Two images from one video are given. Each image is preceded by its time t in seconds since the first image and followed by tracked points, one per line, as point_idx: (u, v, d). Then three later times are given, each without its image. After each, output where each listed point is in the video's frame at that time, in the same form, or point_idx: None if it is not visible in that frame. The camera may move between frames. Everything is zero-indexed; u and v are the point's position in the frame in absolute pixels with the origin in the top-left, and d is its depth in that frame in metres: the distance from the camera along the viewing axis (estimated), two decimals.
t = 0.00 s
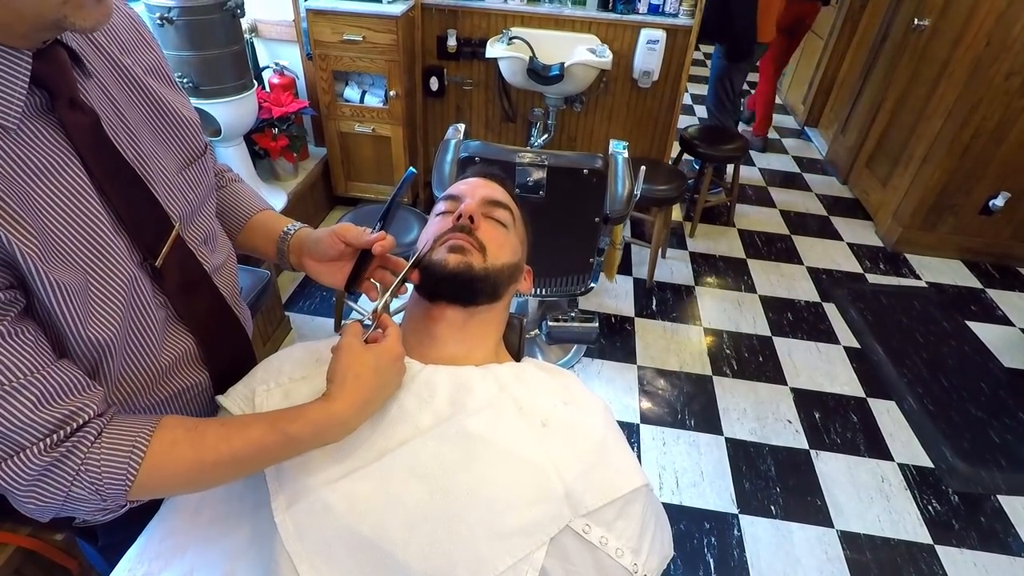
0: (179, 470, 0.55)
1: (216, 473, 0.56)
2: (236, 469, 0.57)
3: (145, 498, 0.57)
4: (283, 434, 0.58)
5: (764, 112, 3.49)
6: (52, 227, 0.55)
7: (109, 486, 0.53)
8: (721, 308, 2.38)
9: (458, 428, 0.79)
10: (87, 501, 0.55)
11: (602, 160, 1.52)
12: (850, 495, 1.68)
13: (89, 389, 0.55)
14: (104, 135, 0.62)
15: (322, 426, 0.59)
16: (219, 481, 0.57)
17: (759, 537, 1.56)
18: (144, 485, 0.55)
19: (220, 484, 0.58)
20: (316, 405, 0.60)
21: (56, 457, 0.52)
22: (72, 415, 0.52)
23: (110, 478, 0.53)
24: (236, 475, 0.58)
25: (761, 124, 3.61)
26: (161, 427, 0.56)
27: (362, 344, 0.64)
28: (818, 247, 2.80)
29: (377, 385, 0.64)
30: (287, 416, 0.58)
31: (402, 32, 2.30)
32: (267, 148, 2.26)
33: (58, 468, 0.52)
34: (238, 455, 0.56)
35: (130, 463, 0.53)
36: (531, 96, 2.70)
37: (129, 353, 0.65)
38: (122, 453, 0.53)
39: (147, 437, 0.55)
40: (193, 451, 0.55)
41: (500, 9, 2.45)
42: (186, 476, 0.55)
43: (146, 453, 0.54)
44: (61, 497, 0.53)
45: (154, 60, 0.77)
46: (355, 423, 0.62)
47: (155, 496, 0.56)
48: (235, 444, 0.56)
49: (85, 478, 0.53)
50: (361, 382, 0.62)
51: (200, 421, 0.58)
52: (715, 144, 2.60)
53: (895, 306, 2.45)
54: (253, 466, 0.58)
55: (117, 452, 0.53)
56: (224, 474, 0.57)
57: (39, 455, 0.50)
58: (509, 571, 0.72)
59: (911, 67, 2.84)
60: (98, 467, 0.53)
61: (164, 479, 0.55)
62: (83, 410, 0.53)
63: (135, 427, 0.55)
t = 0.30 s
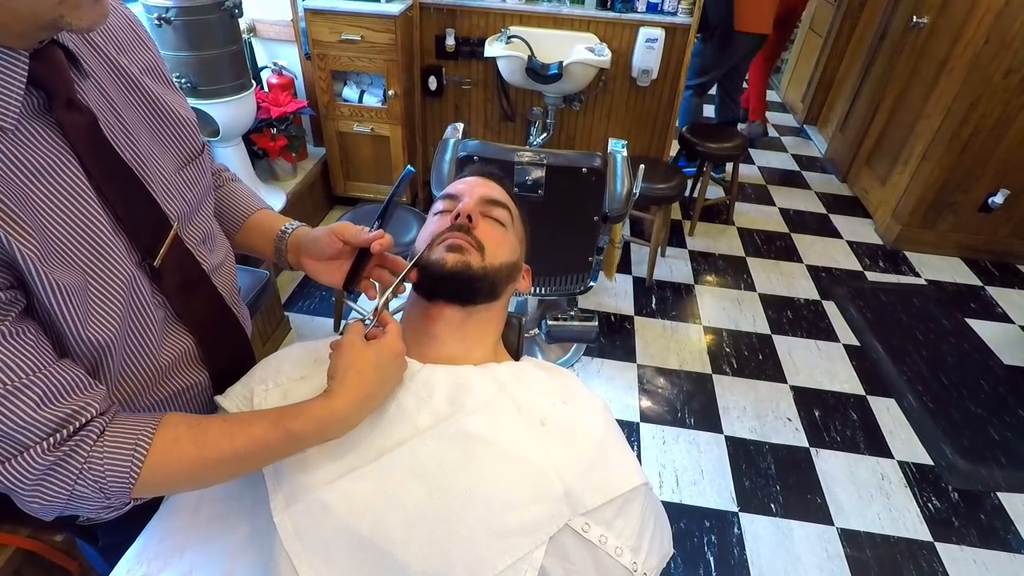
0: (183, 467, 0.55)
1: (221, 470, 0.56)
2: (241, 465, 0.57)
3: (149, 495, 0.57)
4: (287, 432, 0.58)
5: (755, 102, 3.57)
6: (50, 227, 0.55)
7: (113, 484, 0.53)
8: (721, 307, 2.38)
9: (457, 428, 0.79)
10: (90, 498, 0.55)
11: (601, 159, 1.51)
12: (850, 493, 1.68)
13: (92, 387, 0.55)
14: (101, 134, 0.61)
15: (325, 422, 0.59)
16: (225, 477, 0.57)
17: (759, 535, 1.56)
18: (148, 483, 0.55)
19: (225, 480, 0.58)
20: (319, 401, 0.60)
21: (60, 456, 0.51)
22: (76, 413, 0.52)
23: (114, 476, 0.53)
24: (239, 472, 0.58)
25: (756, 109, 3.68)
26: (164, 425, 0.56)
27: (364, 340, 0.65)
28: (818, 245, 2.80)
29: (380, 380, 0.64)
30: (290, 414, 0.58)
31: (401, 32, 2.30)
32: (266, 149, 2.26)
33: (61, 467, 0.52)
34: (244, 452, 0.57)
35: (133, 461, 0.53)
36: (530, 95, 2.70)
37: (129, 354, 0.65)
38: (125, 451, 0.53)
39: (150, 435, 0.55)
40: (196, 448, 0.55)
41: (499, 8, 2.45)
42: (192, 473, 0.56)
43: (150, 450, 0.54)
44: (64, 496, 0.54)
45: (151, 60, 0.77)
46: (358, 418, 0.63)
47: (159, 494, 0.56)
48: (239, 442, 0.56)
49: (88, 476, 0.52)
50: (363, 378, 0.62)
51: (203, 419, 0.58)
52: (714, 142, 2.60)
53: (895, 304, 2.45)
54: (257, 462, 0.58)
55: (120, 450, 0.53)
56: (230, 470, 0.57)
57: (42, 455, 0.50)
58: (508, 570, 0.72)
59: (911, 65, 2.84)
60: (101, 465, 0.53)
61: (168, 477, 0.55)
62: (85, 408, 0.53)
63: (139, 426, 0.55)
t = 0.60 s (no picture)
0: (89, 498, 0.52)
1: (127, 503, 0.53)
2: (145, 500, 0.54)
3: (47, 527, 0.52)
4: (197, 468, 0.56)
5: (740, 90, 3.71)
6: (50, 229, 0.54)
7: (12, 515, 0.48)
8: (720, 306, 2.38)
9: (457, 426, 0.79)
10: None
11: (601, 158, 1.51)
12: (849, 493, 1.69)
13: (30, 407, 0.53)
14: (104, 135, 0.61)
15: (239, 460, 0.58)
16: (128, 511, 0.54)
17: (758, 534, 1.56)
18: (48, 516, 0.50)
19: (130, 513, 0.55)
20: (239, 435, 0.59)
21: None
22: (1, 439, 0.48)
23: (14, 508, 0.48)
24: (140, 507, 0.54)
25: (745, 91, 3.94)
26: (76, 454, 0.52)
27: (289, 377, 0.64)
28: (817, 245, 2.80)
29: (302, 420, 0.63)
30: (206, 450, 0.57)
31: (400, 30, 2.29)
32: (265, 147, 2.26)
33: None
34: (149, 487, 0.54)
35: (38, 490, 0.49)
36: (530, 94, 2.70)
37: (127, 356, 0.64)
38: (30, 479, 0.49)
39: (61, 463, 0.51)
40: (101, 479, 0.52)
41: (499, 7, 2.45)
42: (94, 504, 0.52)
43: (58, 479, 0.50)
44: None
45: (154, 59, 0.76)
46: (279, 454, 0.62)
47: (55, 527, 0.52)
48: (147, 477, 0.54)
49: None
50: (284, 416, 0.61)
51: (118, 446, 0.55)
52: (714, 142, 2.60)
53: (894, 303, 2.45)
54: (160, 499, 0.55)
55: (25, 475, 0.49)
56: (132, 505, 0.54)
57: None
58: (508, 568, 0.72)
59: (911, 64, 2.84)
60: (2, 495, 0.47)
61: (69, 509, 0.51)
62: (12, 430, 0.50)
63: (52, 449, 0.51)
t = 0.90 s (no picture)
0: (91, 477, 0.55)
1: (124, 478, 0.57)
2: (147, 472, 0.58)
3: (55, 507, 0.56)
4: (193, 437, 0.59)
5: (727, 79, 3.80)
6: (46, 231, 0.55)
7: (19, 496, 0.52)
8: (720, 306, 2.39)
9: (458, 424, 0.79)
10: None
11: (602, 158, 1.52)
12: (848, 493, 1.69)
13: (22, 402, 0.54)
14: (105, 137, 0.61)
15: (226, 432, 0.60)
16: (132, 484, 0.58)
17: (757, 534, 1.56)
18: (54, 495, 0.54)
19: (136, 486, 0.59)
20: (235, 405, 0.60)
21: None
22: None
23: (20, 489, 0.51)
24: (142, 480, 0.58)
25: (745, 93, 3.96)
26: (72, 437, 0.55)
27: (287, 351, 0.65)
28: (817, 245, 2.80)
29: (299, 391, 0.64)
30: (200, 419, 0.59)
31: (402, 30, 2.29)
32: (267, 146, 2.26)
33: None
34: (146, 460, 0.57)
35: (41, 474, 0.52)
36: (531, 94, 2.70)
37: (127, 357, 0.65)
38: (31, 464, 0.52)
39: (60, 448, 0.54)
40: (98, 457, 0.55)
41: (500, 7, 2.45)
42: (96, 483, 0.56)
43: (59, 461, 0.53)
44: None
45: (161, 60, 0.77)
46: (274, 424, 0.63)
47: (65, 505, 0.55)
48: (142, 452, 0.57)
49: None
50: (276, 388, 0.62)
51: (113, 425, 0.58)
52: (714, 142, 2.61)
53: (893, 304, 2.45)
54: (155, 472, 0.59)
55: (26, 460, 0.52)
56: (130, 479, 0.57)
57: None
58: (509, 566, 0.73)
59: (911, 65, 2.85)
60: (8, 479, 0.51)
61: (74, 489, 0.55)
62: (11, 420, 0.52)
63: (48, 436, 0.54)
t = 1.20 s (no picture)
0: (127, 429, 0.59)
1: (160, 426, 0.61)
2: (179, 419, 0.62)
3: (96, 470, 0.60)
4: (215, 373, 0.62)
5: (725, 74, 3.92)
6: (57, 222, 0.55)
7: (63, 462, 0.55)
8: (720, 308, 2.39)
9: (460, 422, 0.79)
10: (40, 479, 0.56)
11: (603, 158, 1.52)
12: (848, 495, 1.69)
13: (38, 390, 0.55)
14: (115, 128, 0.62)
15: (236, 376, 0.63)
16: (167, 432, 0.62)
17: (757, 535, 1.56)
18: (96, 454, 0.58)
19: (170, 436, 0.63)
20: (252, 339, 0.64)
21: (16, 444, 0.53)
22: (28, 407, 0.54)
23: (64, 454, 0.55)
24: (174, 429, 0.62)
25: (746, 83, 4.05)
26: (101, 393, 0.59)
27: (295, 296, 0.69)
28: (818, 247, 2.81)
29: (310, 331, 0.67)
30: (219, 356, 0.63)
31: (404, 30, 2.30)
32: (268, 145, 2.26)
33: (13, 455, 0.53)
34: (175, 405, 0.61)
35: (81, 435, 0.56)
36: (532, 95, 2.71)
37: (136, 348, 0.65)
38: (70, 430, 0.55)
39: (92, 409, 0.57)
40: (128, 408, 0.59)
41: (501, 8, 2.46)
42: (134, 435, 0.60)
43: (95, 421, 0.57)
44: (12, 476, 0.54)
45: (167, 56, 0.77)
46: (288, 362, 0.67)
47: (104, 467, 0.59)
48: (170, 396, 0.60)
49: (37, 458, 0.54)
50: (286, 328, 0.66)
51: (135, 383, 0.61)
52: (715, 143, 2.61)
53: (894, 306, 2.45)
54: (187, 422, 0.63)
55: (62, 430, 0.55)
56: (167, 428, 0.61)
57: None
58: (511, 564, 0.73)
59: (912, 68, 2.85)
60: (50, 445, 0.54)
61: (113, 445, 0.58)
62: (35, 399, 0.54)
63: (78, 403, 0.57)
